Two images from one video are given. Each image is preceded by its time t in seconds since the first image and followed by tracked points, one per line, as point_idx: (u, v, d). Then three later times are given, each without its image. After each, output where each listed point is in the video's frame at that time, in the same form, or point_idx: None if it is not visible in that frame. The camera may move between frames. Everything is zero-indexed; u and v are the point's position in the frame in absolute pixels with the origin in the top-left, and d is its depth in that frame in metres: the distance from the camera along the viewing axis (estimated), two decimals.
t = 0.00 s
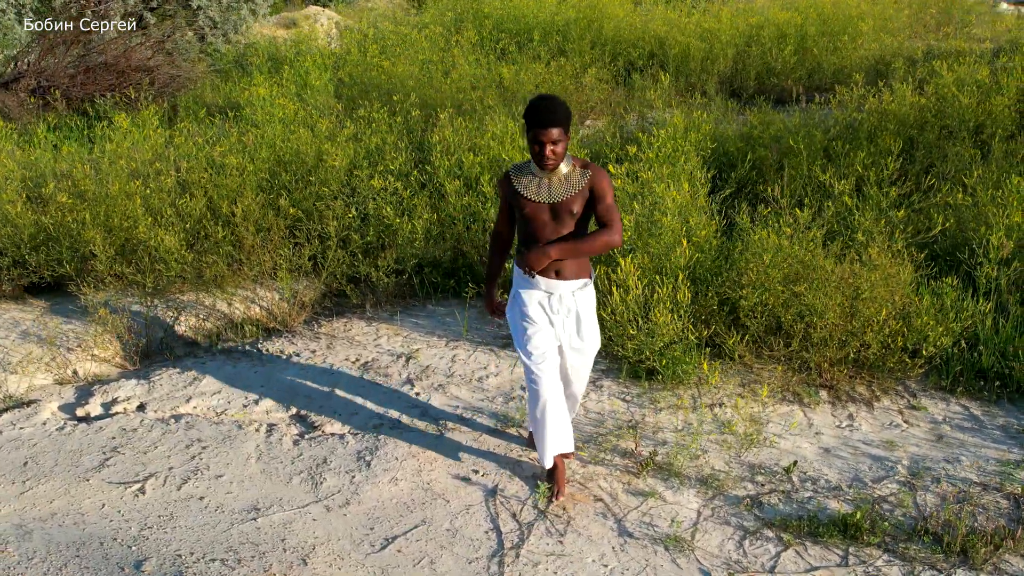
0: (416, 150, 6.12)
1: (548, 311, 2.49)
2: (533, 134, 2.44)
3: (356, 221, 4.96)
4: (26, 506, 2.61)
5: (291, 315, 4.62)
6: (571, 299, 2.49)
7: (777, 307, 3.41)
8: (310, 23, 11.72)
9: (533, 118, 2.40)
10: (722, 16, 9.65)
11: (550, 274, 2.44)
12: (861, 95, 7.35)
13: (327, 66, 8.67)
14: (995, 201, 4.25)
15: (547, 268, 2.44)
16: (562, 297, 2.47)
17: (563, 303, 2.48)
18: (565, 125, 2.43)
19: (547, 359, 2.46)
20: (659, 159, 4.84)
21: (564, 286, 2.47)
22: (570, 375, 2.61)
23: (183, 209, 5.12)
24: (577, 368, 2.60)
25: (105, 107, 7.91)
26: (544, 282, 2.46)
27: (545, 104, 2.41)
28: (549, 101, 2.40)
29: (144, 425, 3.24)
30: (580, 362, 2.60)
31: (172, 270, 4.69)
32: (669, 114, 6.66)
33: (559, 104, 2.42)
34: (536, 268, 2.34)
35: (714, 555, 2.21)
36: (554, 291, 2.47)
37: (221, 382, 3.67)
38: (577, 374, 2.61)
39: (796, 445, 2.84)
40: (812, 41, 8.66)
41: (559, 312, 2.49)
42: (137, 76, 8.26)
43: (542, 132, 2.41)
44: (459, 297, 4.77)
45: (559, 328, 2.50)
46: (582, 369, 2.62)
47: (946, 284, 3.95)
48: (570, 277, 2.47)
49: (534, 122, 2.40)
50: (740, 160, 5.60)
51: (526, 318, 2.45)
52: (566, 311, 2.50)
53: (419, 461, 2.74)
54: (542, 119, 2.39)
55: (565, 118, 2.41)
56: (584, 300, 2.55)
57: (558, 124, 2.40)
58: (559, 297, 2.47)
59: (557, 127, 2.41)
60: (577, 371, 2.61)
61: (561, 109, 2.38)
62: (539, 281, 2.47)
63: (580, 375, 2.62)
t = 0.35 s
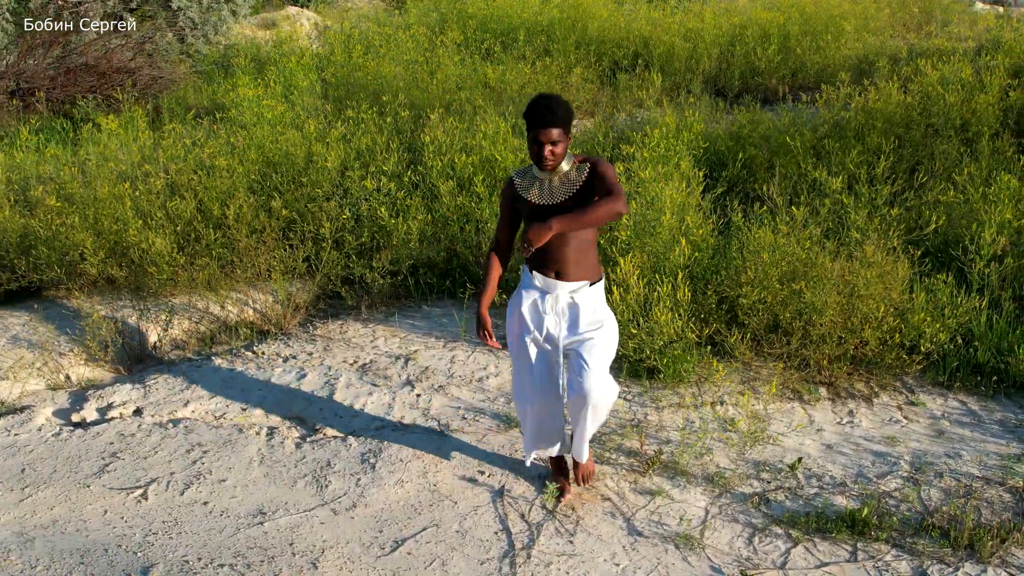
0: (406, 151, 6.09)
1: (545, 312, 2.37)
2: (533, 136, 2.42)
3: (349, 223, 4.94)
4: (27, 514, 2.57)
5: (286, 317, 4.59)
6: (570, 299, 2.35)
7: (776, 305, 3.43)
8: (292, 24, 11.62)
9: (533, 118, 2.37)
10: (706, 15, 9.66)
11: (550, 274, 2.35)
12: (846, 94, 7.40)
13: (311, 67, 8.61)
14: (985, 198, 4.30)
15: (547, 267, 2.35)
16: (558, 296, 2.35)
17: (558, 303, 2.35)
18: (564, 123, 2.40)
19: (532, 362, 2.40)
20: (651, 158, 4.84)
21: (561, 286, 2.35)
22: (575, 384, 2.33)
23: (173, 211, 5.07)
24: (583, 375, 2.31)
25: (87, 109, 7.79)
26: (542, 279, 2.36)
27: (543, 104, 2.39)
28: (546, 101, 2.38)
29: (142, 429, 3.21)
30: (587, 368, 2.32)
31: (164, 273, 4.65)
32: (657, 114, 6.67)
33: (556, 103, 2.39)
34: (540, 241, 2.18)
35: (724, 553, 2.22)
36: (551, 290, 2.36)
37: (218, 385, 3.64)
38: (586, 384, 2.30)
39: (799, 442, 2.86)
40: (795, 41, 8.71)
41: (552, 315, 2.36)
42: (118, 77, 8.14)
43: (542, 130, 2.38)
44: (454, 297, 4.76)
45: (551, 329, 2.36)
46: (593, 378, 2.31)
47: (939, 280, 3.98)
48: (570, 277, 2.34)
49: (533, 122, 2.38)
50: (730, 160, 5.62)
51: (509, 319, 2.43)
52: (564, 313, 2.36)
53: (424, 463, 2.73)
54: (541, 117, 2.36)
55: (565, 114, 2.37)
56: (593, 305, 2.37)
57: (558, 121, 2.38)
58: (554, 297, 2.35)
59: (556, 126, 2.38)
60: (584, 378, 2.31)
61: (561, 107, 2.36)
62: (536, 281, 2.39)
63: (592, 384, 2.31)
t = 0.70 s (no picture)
0: (395, 152, 6.07)
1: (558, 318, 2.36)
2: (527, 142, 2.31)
3: (342, 225, 4.92)
4: (26, 521, 2.54)
5: (280, 320, 4.56)
6: (582, 304, 2.30)
7: (773, 303, 3.45)
8: (272, 24, 11.53)
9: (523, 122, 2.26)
10: (688, 15, 9.68)
11: (562, 278, 2.31)
12: (830, 93, 7.44)
13: (295, 68, 8.55)
14: (973, 197, 4.34)
15: (559, 273, 2.31)
16: (570, 301, 2.31)
17: (570, 309, 2.31)
18: (557, 122, 2.27)
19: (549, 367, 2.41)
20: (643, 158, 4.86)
21: (573, 291, 2.30)
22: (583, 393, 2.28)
23: (162, 214, 5.02)
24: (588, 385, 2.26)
25: (68, 111, 7.69)
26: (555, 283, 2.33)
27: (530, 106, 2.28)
28: (533, 103, 2.27)
29: (139, 434, 3.17)
30: (595, 378, 2.26)
31: (155, 276, 4.61)
32: (645, 114, 6.69)
33: (545, 103, 2.27)
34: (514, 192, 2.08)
35: (733, 550, 2.23)
36: (565, 295, 2.32)
37: (214, 389, 3.61)
38: (591, 392, 2.25)
39: (800, 439, 2.88)
40: (778, 40, 8.75)
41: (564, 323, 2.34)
42: (99, 78, 8.04)
43: (533, 133, 2.26)
44: (449, 298, 4.76)
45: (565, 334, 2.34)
46: (599, 388, 2.25)
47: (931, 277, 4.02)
48: (581, 281, 2.29)
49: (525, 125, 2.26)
50: (719, 159, 5.65)
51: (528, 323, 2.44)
52: (577, 319, 2.32)
53: (428, 465, 2.72)
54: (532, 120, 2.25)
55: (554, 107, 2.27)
56: (607, 311, 2.30)
57: (549, 122, 2.26)
58: (567, 302, 2.32)
59: (548, 127, 2.26)
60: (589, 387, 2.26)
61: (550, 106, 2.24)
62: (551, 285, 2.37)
63: (597, 394, 2.25)
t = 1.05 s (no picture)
0: (384, 152, 6.05)
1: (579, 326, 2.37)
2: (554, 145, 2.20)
3: (334, 226, 4.90)
4: (27, 529, 2.51)
5: (274, 322, 4.54)
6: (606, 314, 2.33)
7: (771, 301, 3.48)
8: (253, 25, 11.44)
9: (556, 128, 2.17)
10: (671, 14, 9.69)
11: (591, 287, 2.32)
12: (814, 91, 7.48)
13: (278, 69, 8.49)
14: (962, 194, 4.39)
15: (588, 281, 2.33)
16: (594, 310, 2.33)
17: (594, 318, 2.33)
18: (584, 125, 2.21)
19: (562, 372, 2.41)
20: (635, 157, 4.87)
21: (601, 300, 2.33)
22: (599, 400, 2.32)
23: (152, 216, 4.97)
24: (607, 393, 2.29)
25: (49, 112, 7.58)
26: (580, 292, 2.34)
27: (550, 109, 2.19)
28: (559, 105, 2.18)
29: (138, 438, 3.15)
30: (613, 387, 2.30)
31: (146, 279, 4.57)
32: (633, 113, 6.70)
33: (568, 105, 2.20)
34: (550, 137, 2.04)
35: (741, 547, 2.24)
36: (589, 303, 2.34)
37: (211, 392, 3.58)
38: (609, 400, 2.29)
39: (801, 436, 2.90)
40: (762, 38, 8.78)
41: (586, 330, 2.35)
42: (80, 80, 7.95)
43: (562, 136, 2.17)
44: (443, 298, 4.75)
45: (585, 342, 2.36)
46: (616, 397, 2.29)
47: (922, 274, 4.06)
48: (611, 290, 2.32)
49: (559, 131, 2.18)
50: (710, 158, 5.68)
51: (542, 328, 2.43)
52: (598, 328, 2.34)
53: (432, 466, 2.72)
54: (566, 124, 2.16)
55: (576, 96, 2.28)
56: (628, 321, 2.34)
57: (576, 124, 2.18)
58: (591, 311, 2.34)
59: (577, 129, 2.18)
60: (608, 396, 2.29)
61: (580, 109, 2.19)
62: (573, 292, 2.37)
63: (615, 402, 2.29)
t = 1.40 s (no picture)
0: (373, 153, 6.03)
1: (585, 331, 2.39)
2: (599, 142, 2.21)
3: (326, 228, 4.88)
4: (28, 536, 2.48)
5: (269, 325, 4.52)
6: (613, 320, 2.36)
7: (768, 299, 3.50)
8: (233, 27, 11.33)
9: (607, 119, 2.20)
10: (654, 14, 9.72)
11: (602, 294, 2.34)
12: (798, 90, 7.52)
13: (262, 70, 8.44)
14: (950, 193, 4.44)
15: (600, 288, 2.34)
16: (603, 316, 2.36)
17: (603, 324, 2.36)
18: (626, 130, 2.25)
19: (564, 378, 2.41)
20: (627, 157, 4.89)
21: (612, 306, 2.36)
22: (605, 404, 2.33)
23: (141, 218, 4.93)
24: (612, 396, 2.31)
25: (29, 114, 7.49)
26: (588, 300, 2.36)
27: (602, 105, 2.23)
28: (611, 104, 2.22)
29: (136, 443, 3.12)
30: (619, 391, 2.32)
31: (137, 282, 4.54)
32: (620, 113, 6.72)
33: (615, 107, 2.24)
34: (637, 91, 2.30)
35: (749, 544, 2.26)
36: (597, 310, 2.37)
37: (208, 395, 3.56)
38: (616, 403, 2.31)
39: (801, 432, 2.92)
40: (744, 37, 8.81)
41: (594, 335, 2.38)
42: (61, 81, 7.87)
43: (609, 136, 2.20)
44: (437, 299, 4.74)
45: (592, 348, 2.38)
46: (622, 399, 2.31)
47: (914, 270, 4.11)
48: (621, 297, 2.36)
49: (608, 124, 2.20)
50: (700, 158, 5.71)
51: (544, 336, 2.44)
52: (605, 334, 2.37)
53: (437, 467, 2.72)
54: (619, 116, 2.21)
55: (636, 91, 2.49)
56: (634, 326, 2.38)
57: (623, 128, 2.22)
58: (599, 317, 2.37)
59: (622, 132, 2.21)
60: (614, 398, 2.31)
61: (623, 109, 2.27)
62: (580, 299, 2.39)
63: (622, 405, 2.31)
